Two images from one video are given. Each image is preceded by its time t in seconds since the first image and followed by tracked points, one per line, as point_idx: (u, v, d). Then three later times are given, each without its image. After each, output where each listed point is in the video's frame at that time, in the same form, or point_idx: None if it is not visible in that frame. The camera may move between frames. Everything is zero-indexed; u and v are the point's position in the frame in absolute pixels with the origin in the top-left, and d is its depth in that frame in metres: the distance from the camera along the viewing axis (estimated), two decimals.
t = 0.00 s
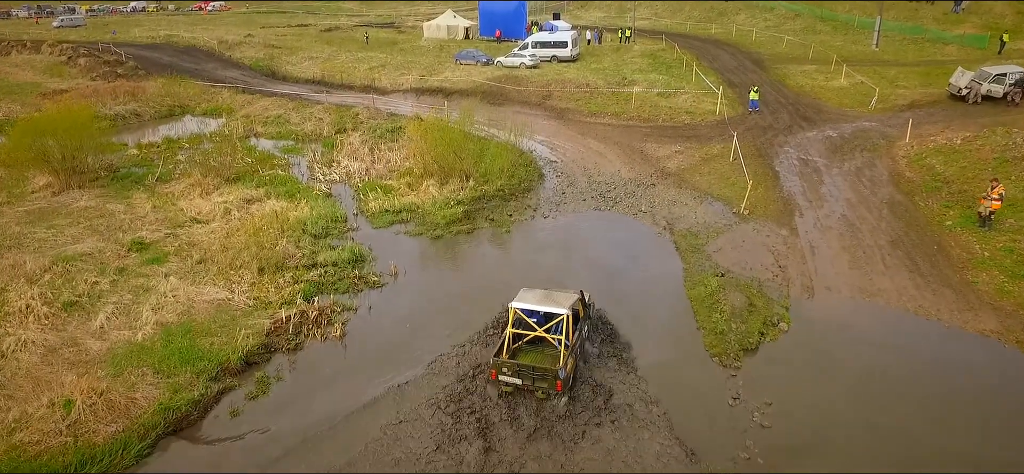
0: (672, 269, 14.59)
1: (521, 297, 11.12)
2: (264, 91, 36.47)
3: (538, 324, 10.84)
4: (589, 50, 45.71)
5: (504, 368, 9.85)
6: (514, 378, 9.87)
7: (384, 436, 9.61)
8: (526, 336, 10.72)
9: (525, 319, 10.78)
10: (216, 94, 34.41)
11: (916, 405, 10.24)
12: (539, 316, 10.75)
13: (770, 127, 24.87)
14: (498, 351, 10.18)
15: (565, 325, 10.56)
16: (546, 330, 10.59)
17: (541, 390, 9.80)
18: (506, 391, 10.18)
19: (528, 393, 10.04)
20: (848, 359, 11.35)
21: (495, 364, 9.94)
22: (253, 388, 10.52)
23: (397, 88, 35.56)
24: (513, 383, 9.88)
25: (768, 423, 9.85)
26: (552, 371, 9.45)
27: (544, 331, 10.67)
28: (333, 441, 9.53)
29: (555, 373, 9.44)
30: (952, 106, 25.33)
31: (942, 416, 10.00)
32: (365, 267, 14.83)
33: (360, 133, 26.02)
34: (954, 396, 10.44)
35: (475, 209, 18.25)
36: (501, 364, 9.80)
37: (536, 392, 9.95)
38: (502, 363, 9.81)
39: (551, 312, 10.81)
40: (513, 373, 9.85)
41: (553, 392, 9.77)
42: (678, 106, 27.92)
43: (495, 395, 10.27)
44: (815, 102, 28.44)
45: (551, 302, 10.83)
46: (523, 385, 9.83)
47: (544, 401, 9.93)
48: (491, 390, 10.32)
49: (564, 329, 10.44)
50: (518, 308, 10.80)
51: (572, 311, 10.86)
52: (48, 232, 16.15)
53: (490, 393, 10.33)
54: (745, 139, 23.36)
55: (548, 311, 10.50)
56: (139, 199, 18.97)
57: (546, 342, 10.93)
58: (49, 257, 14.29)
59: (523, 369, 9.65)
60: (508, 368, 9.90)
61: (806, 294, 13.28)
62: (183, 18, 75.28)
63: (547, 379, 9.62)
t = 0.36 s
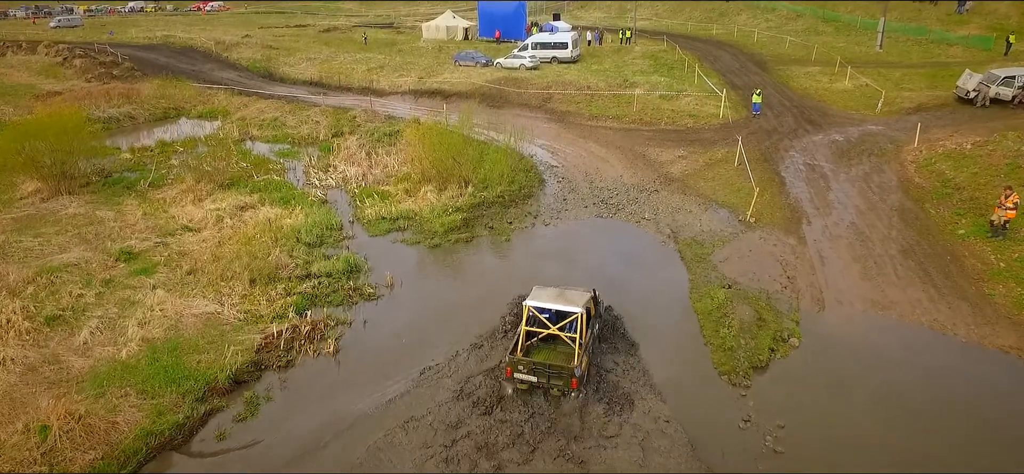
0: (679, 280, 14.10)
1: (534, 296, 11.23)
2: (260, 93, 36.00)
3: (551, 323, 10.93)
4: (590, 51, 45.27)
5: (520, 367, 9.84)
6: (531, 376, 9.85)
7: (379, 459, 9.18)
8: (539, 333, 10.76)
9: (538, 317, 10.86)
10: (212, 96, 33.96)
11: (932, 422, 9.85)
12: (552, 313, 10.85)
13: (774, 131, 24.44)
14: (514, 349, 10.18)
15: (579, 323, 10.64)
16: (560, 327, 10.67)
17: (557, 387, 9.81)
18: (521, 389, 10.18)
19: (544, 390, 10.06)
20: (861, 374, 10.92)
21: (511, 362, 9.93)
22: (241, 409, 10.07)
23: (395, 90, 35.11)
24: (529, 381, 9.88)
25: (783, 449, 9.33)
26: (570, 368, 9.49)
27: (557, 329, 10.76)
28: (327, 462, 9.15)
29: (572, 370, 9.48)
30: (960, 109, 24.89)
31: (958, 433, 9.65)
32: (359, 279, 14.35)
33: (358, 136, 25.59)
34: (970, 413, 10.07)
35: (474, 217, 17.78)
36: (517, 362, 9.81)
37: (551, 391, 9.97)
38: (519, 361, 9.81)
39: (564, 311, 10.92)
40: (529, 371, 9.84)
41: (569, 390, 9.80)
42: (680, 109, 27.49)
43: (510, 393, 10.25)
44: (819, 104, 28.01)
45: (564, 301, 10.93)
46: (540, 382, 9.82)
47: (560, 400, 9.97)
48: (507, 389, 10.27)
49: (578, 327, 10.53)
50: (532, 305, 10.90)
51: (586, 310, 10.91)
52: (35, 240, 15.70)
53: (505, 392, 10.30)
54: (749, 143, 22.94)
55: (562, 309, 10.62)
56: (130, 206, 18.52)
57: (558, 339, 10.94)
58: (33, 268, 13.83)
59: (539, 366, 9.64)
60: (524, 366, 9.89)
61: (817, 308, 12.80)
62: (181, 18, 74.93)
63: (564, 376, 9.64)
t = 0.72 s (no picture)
0: (684, 292, 13.64)
1: (546, 291, 11.44)
2: (257, 95, 35.55)
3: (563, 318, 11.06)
4: (591, 52, 44.82)
5: (533, 359, 10.10)
6: (544, 367, 10.11)
7: None
8: (550, 328, 10.92)
9: (550, 311, 11.03)
10: (207, 98, 33.48)
11: (953, 443, 9.41)
12: (564, 308, 11.04)
13: (779, 134, 24.02)
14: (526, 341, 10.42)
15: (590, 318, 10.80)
16: (571, 321, 10.83)
17: (571, 379, 10.08)
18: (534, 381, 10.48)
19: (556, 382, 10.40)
20: (875, 392, 10.49)
21: (524, 355, 10.19)
22: (229, 430, 9.63)
23: (393, 92, 34.66)
24: (541, 373, 10.15)
25: None
26: (582, 360, 9.74)
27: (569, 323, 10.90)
28: None
29: (585, 362, 9.72)
30: (968, 112, 24.47)
31: (970, 436, 9.53)
32: (354, 290, 13.90)
33: (355, 139, 25.16)
34: (992, 434, 9.62)
35: (473, 224, 17.33)
36: (530, 355, 10.07)
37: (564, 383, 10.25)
38: (531, 354, 10.07)
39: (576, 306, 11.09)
40: (542, 363, 10.10)
41: (581, 381, 10.08)
42: (683, 112, 27.06)
43: (523, 385, 10.54)
44: (824, 107, 27.59)
45: (575, 296, 11.14)
46: (552, 374, 10.08)
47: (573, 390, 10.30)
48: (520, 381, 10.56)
49: (589, 320, 10.69)
50: (543, 300, 11.12)
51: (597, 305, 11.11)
52: (21, 249, 15.25)
53: (519, 384, 10.59)
54: (754, 147, 22.53)
55: (574, 302, 10.81)
56: (121, 213, 18.08)
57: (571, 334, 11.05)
58: (17, 279, 13.39)
59: (552, 358, 9.89)
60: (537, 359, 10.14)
61: (828, 322, 12.34)
62: (179, 19, 74.45)
63: (576, 368, 9.89)
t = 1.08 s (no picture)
0: (691, 303, 13.16)
1: (552, 289, 11.39)
2: (254, 97, 35.09)
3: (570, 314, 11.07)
4: (591, 53, 44.39)
5: (545, 357, 10.32)
6: (556, 365, 10.36)
7: None
8: (559, 325, 10.91)
9: (558, 309, 11.01)
10: (203, 100, 33.03)
11: (976, 472, 8.91)
12: (572, 305, 11.02)
13: (784, 138, 23.61)
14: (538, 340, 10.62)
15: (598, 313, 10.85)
16: (580, 318, 10.85)
17: (582, 375, 10.33)
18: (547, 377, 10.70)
19: (569, 378, 10.52)
20: (892, 415, 10.01)
21: (536, 354, 10.42)
22: (216, 453, 9.21)
23: (392, 94, 34.24)
24: (554, 370, 10.40)
25: None
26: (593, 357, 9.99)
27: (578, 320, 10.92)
28: None
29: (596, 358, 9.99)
30: (976, 115, 24.07)
31: (975, 433, 9.60)
32: (349, 301, 13.45)
33: (352, 143, 24.73)
34: (1015, 464, 9.13)
35: (472, 231, 16.89)
36: (542, 353, 10.28)
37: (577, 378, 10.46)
38: (543, 352, 10.29)
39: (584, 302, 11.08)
40: (554, 361, 10.33)
41: (593, 377, 10.33)
42: (686, 115, 26.65)
43: (535, 382, 10.63)
44: (829, 110, 27.18)
45: (582, 293, 11.13)
46: (565, 371, 10.34)
47: (583, 386, 10.44)
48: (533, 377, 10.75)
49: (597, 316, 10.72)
50: (551, 298, 11.09)
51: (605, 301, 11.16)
52: (7, 258, 14.80)
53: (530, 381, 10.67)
54: (759, 150, 22.12)
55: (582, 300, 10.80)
56: (111, 219, 17.62)
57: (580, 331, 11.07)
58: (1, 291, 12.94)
59: (565, 356, 10.14)
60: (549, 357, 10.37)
61: (840, 336, 11.92)
62: (178, 19, 73.99)
63: (588, 365, 10.15)
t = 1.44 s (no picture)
0: (698, 315, 12.72)
1: (561, 283, 11.60)
2: (251, 99, 34.68)
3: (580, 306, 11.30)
4: (591, 54, 43.97)
5: (555, 351, 10.41)
6: (566, 358, 10.43)
7: None
8: (568, 318, 11.14)
9: (567, 303, 11.22)
10: (199, 102, 32.61)
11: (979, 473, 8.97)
12: (581, 299, 11.21)
13: (789, 141, 23.22)
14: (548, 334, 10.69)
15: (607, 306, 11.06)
16: (589, 311, 11.09)
17: (593, 367, 10.42)
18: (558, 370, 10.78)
19: (578, 371, 10.64)
20: (908, 434, 9.67)
21: (546, 347, 10.49)
22: None
23: (390, 95, 33.83)
24: (565, 362, 10.48)
25: None
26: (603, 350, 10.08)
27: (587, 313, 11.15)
28: None
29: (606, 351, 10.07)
30: (984, 118, 23.67)
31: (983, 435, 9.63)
32: (344, 313, 13.02)
33: (349, 146, 24.33)
34: None
35: (471, 239, 16.47)
36: (552, 347, 10.36)
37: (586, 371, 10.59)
38: (554, 346, 10.36)
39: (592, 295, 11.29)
40: (565, 354, 10.41)
41: (604, 369, 10.43)
42: (689, 117, 26.25)
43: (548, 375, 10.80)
44: (833, 113, 26.78)
45: (590, 286, 11.34)
46: (575, 364, 10.41)
47: (595, 378, 10.58)
48: (544, 370, 10.85)
49: (606, 309, 10.95)
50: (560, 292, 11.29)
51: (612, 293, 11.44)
52: None
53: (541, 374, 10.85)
54: (763, 154, 21.72)
55: (591, 294, 11.00)
56: (101, 226, 17.18)
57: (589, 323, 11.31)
58: None
59: (574, 349, 10.20)
60: (559, 350, 10.45)
61: (852, 350, 11.50)
62: (176, 20, 73.51)
63: (598, 357, 10.24)
